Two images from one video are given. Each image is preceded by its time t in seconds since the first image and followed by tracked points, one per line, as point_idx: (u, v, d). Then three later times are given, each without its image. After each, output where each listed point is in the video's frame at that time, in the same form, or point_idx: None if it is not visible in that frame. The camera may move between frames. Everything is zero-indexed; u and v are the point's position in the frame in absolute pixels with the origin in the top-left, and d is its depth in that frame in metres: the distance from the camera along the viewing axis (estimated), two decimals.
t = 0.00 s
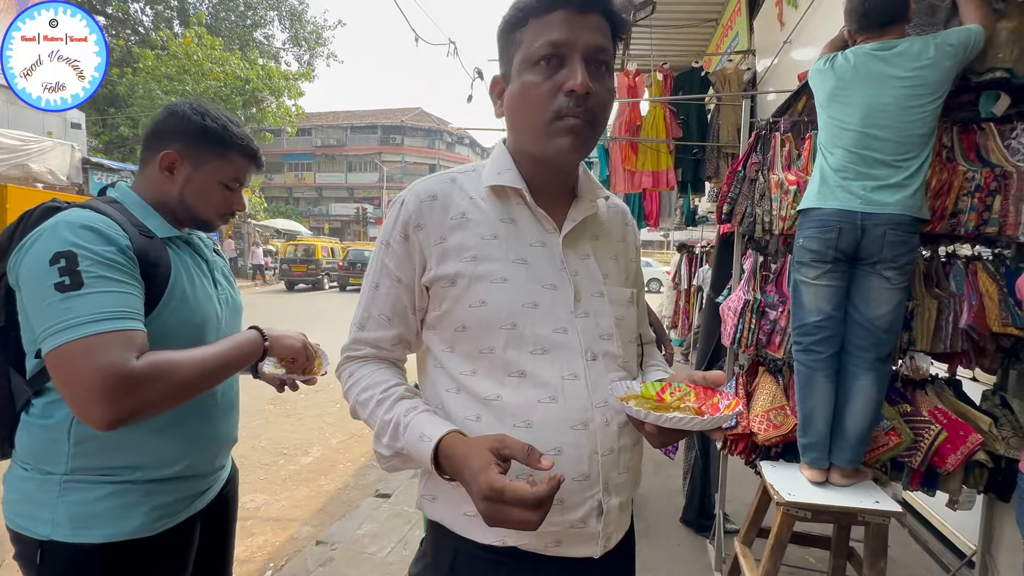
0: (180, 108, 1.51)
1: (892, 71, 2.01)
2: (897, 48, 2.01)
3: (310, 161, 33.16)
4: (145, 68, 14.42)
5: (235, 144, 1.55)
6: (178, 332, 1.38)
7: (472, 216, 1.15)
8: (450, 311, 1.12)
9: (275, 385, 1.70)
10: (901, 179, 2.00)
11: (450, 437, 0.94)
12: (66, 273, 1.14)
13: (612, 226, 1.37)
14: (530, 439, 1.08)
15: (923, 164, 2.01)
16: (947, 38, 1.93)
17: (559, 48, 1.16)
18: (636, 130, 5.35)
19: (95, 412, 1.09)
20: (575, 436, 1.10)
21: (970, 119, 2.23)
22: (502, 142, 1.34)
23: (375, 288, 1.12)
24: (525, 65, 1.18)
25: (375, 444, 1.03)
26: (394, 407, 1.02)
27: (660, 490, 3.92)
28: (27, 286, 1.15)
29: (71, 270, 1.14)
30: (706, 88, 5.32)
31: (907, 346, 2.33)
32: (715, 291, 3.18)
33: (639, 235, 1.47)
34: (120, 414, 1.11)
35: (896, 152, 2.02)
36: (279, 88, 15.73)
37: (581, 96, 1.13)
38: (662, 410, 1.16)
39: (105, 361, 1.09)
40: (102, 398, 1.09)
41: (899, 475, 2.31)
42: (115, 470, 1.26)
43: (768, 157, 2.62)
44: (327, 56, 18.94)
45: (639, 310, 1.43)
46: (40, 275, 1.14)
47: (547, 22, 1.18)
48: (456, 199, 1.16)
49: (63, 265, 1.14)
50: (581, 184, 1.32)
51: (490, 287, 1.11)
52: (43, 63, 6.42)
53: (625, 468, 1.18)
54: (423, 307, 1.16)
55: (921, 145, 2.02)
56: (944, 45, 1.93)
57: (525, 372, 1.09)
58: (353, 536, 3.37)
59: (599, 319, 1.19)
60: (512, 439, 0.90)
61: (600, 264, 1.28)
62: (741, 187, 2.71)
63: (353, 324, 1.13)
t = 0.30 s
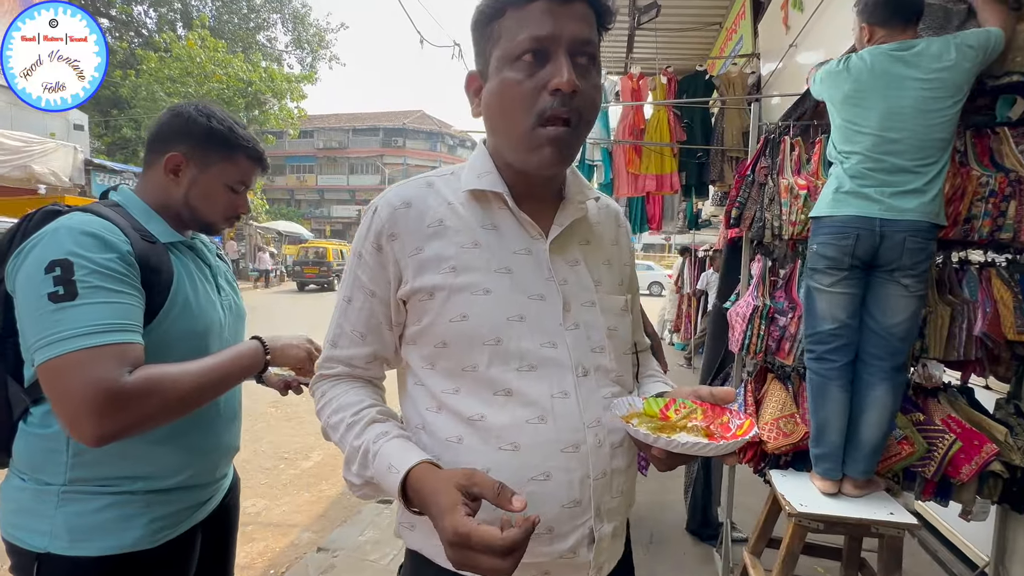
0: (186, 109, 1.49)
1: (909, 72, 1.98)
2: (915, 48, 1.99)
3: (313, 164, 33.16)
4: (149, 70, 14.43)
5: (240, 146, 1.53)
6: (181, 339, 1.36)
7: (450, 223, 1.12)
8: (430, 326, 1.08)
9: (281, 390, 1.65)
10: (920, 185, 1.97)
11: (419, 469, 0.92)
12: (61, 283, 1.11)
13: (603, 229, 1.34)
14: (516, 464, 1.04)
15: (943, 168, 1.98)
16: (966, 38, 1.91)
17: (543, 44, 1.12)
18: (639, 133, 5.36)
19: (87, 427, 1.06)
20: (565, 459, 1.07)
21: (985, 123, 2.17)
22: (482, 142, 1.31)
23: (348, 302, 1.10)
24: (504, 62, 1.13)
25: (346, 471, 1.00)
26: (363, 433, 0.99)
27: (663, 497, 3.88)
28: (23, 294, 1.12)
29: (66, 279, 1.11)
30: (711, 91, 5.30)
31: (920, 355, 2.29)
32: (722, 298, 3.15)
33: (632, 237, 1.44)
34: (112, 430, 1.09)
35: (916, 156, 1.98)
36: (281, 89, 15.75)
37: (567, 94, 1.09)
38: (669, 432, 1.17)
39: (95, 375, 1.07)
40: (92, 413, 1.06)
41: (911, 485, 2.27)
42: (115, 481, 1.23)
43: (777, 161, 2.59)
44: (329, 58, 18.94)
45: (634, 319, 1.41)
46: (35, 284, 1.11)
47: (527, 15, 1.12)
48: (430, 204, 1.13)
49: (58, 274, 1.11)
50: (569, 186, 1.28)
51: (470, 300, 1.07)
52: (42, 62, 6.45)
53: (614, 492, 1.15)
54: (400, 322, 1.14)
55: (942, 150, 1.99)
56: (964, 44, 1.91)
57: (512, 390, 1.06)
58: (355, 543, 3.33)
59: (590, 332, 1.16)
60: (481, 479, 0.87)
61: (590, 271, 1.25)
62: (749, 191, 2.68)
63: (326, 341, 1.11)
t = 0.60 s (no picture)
0: (201, 115, 1.50)
1: (922, 80, 1.98)
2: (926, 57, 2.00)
3: (316, 168, 33.21)
4: (154, 75, 14.49)
5: (257, 154, 1.55)
6: (197, 348, 1.35)
7: (438, 234, 1.11)
8: (418, 346, 1.07)
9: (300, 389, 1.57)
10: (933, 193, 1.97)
11: (373, 508, 0.90)
12: (77, 294, 1.11)
13: (593, 238, 1.34)
14: (513, 489, 1.03)
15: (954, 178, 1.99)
16: (977, 48, 1.93)
17: (546, 56, 1.10)
18: (644, 137, 5.33)
19: (102, 441, 1.06)
20: (565, 481, 1.06)
21: (996, 128, 2.14)
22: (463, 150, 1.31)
23: (324, 317, 1.10)
24: (501, 73, 1.11)
25: (310, 503, 0.99)
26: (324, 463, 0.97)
27: (668, 504, 3.87)
28: (40, 304, 1.13)
29: (82, 290, 1.11)
30: (716, 96, 5.33)
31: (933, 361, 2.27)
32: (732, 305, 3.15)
33: (623, 244, 1.42)
34: (128, 443, 1.08)
35: (931, 164, 1.98)
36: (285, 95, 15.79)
37: (573, 108, 1.10)
38: (672, 454, 1.20)
39: (111, 389, 1.07)
40: (106, 426, 1.06)
41: (924, 493, 2.23)
42: (135, 489, 1.24)
43: (788, 166, 2.58)
44: (333, 63, 18.99)
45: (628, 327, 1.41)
46: (51, 294, 1.11)
47: (524, 22, 1.11)
48: (414, 214, 1.12)
49: (75, 284, 1.12)
50: (558, 195, 1.28)
51: (461, 315, 1.06)
52: (42, 62, 6.46)
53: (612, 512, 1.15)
54: (381, 339, 1.13)
55: (954, 160, 1.99)
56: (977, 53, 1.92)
57: (507, 411, 1.05)
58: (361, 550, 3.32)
59: (586, 347, 1.17)
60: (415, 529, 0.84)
61: (584, 282, 1.25)
62: (760, 197, 2.67)
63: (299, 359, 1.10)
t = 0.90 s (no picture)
0: (217, 125, 1.52)
1: (914, 89, 2.02)
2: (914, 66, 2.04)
3: (320, 173, 33.31)
4: (159, 82, 14.57)
5: (269, 160, 1.56)
6: (215, 357, 1.37)
7: (435, 246, 1.10)
8: (417, 357, 1.05)
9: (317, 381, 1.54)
10: (929, 195, 1.97)
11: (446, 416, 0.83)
12: (99, 305, 1.14)
13: (580, 246, 1.37)
14: (517, 497, 1.03)
15: (956, 180, 1.98)
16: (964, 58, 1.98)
17: (546, 85, 1.09)
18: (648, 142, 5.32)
19: (121, 450, 1.09)
20: (567, 487, 1.07)
21: (1003, 133, 2.14)
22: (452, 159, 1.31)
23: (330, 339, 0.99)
24: (501, 100, 1.10)
25: (373, 495, 0.87)
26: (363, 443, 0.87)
27: (674, 509, 3.86)
28: (64, 315, 1.16)
29: (104, 301, 1.14)
30: (719, 101, 5.33)
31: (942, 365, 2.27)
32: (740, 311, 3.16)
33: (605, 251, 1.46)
34: (146, 453, 1.11)
35: (929, 166, 1.98)
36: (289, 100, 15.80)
37: (571, 134, 1.12)
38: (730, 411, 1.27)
39: (133, 399, 1.09)
40: (125, 438, 1.08)
41: (934, 498, 2.23)
42: (154, 495, 1.27)
43: (795, 172, 2.60)
44: (337, 69, 19.02)
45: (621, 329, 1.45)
46: (76, 304, 1.14)
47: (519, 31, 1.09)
48: (411, 224, 1.12)
49: (98, 295, 1.14)
50: (546, 206, 1.33)
51: (463, 324, 1.06)
52: (43, 63, 6.54)
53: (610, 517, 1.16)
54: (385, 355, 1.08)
55: (951, 162, 1.98)
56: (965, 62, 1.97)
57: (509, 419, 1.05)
58: (368, 555, 3.32)
59: (582, 349, 1.21)
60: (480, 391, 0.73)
61: (577, 288, 1.29)
62: (767, 203, 2.68)
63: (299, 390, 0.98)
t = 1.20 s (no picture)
0: (228, 134, 1.56)
1: (893, 97, 2.06)
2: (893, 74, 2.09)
3: (324, 178, 33.42)
4: (165, 89, 14.69)
5: (281, 167, 1.60)
6: (226, 362, 1.38)
7: (432, 252, 1.11)
8: (418, 364, 1.06)
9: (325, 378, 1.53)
10: (916, 198, 1.97)
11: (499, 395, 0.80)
12: (116, 309, 1.15)
13: (570, 251, 1.37)
14: (517, 501, 1.03)
15: (946, 180, 1.96)
16: (943, 63, 2.00)
17: (549, 72, 1.12)
18: (651, 147, 5.35)
19: (133, 453, 1.10)
20: (567, 491, 1.07)
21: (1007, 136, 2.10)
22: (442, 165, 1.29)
23: (344, 347, 0.98)
24: (507, 88, 1.11)
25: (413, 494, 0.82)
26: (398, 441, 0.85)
27: (678, 514, 3.83)
28: (80, 320, 1.17)
29: (123, 305, 1.16)
30: (722, 105, 5.35)
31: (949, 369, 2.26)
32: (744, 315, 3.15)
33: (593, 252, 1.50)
34: (161, 456, 1.11)
35: (914, 169, 1.98)
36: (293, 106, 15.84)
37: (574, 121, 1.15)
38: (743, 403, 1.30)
39: (150, 401, 1.11)
40: (140, 441, 1.09)
41: (943, 504, 2.20)
42: (162, 500, 1.28)
43: (799, 176, 2.61)
44: (341, 75, 19.08)
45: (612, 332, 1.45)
46: (93, 308, 1.16)
47: (518, 35, 1.12)
48: (406, 231, 1.12)
49: (116, 299, 1.16)
50: (538, 209, 1.33)
51: (464, 332, 1.07)
52: (42, 62, 6.61)
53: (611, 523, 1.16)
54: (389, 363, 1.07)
55: (941, 162, 1.97)
56: (944, 67, 1.98)
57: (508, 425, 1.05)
58: (372, 561, 3.31)
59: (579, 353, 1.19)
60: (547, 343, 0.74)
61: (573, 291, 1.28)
62: (771, 207, 2.70)
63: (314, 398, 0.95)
